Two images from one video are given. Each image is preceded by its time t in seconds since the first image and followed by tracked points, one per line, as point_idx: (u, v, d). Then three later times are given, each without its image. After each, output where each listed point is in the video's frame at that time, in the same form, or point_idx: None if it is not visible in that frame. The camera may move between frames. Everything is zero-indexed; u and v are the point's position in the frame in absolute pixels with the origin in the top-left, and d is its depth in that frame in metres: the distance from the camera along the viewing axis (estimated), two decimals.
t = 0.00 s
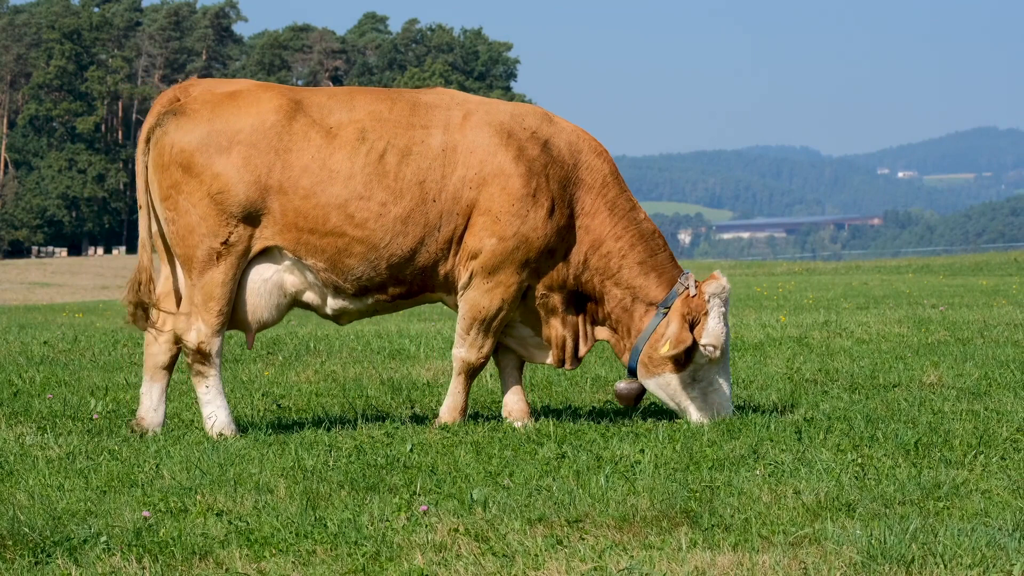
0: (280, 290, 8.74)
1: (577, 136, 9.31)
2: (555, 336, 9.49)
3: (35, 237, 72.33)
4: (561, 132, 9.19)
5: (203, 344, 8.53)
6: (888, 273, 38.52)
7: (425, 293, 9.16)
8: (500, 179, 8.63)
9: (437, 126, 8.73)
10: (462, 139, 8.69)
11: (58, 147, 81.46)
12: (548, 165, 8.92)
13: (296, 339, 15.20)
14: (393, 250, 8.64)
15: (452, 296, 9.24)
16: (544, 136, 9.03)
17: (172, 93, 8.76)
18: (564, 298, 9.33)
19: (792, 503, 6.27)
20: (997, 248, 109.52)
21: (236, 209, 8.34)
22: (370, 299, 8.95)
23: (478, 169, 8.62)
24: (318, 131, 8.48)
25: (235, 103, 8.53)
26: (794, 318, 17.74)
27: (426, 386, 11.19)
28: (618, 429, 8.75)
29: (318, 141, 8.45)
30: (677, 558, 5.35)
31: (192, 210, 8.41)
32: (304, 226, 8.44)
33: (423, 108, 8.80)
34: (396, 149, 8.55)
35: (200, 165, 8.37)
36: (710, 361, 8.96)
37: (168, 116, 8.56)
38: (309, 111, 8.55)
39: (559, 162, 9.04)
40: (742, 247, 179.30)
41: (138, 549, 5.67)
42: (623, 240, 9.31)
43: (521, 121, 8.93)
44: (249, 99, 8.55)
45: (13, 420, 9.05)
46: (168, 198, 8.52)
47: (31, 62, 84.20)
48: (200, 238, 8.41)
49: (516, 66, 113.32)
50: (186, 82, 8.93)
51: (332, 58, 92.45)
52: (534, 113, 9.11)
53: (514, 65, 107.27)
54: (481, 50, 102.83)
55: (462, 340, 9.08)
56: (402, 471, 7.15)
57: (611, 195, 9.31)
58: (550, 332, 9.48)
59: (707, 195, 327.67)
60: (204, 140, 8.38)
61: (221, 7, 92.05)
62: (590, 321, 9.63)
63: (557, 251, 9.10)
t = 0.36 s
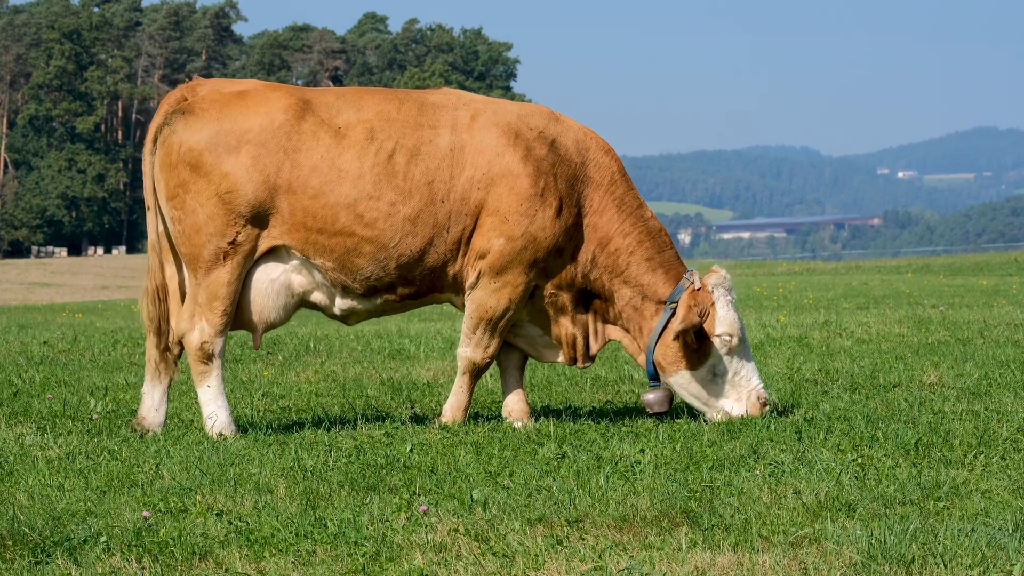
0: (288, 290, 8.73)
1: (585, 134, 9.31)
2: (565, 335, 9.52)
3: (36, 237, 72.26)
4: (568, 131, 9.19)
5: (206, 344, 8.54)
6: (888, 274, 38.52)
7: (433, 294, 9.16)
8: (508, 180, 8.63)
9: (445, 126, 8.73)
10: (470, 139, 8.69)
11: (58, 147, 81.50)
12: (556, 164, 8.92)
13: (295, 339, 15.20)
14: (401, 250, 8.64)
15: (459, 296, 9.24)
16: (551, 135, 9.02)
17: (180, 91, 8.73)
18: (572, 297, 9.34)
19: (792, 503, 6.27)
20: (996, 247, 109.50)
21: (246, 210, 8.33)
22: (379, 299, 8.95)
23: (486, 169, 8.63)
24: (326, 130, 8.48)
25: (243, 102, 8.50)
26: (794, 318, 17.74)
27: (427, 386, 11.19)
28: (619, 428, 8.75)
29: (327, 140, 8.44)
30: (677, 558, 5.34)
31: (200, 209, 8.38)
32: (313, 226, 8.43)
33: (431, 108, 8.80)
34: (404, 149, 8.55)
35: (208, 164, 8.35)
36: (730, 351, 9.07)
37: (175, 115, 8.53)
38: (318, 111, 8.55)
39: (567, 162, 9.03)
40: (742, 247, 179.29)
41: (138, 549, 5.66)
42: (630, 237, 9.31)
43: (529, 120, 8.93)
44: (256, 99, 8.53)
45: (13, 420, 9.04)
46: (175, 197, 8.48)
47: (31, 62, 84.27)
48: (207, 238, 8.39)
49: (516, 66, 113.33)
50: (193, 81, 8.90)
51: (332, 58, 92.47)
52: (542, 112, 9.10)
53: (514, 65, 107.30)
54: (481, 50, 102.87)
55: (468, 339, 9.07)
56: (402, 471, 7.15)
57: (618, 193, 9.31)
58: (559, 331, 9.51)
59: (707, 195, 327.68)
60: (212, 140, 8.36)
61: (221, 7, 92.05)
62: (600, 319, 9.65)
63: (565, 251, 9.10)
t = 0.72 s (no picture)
0: (294, 290, 8.72)
1: (591, 135, 9.31)
2: (564, 337, 9.54)
3: (36, 237, 72.17)
4: (574, 131, 9.18)
5: (209, 344, 8.56)
6: (888, 274, 38.53)
7: (439, 294, 9.16)
8: (513, 181, 8.64)
9: (451, 126, 8.74)
10: (476, 140, 8.70)
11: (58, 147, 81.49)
12: (561, 166, 8.93)
13: (296, 339, 15.19)
14: (407, 250, 8.64)
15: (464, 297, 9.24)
16: (557, 137, 9.02)
17: (187, 91, 8.74)
18: (572, 300, 9.35)
19: (792, 503, 6.27)
20: (997, 247, 109.51)
21: (251, 211, 8.34)
22: (384, 300, 8.96)
23: (492, 171, 8.63)
24: (334, 130, 8.49)
25: (251, 103, 8.52)
26: (794, 318, 17.74)
27: (427, 386, 11.19)
28: (619, 428, 8.75)
29: (335, 140, 8.45)
30: (677, 558, 5.35)
31: (206, 209, 8.38)
32: (319, 226, 8.43)
33: (438, 108, 8.81)
34: (412, 148, 8.56)
35: (215, 164, 8.35)
36: (717, 366, 8.88)
37: (183, 115, 8.53)
38: (325, 111, 8.55)
39: (572, 162, 9.04)
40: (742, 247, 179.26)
41: (138, 549, 5.67)
42: (629, 243, 9.28)
43: (535, 121, 8.94)
44: (264, 99, 8.54)
45: (13, 420, 9.05)
46: (181, 197, 8.48)
47: (31, 62, 84.28)
48: (212, 238, 8.40)
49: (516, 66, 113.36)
50: (200, 80, 8.91)
51: (332, 58, 92.47)
52: (547, 113, 9.10)
53: (515, 65, 107.29)
54: (480, 50, 102.86)
55: (469, 338, 9.06)
56: (402, 471, 7.15)
57: (620, 197, 9.30)
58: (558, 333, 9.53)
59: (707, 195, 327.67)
60: (219, 140, 8.37)
61: (221, 7, 92.09)
62: (599, 322, 9.62)
63: (568, 252, 9.10)
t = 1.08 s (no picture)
0: (297, 290, 8.73)
1: (594, 133, 9.30)
2: (572, 335, 9.56)
3: (36, 237, 72.10)
4: (577, 130, 9.17)
5: (210, 344, 8.58)
6: (888, 274, 38.52)
7: (443, 294, 9.17)
8: (517, 181, 8.63)
9: (454, 125, 8.73)
10: (479, 140, 8.69)
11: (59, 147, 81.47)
12: (565, 165, 8.92)
13: (296, 339, 15.19)
14: (411, 250, 8.64)
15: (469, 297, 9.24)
16: (560, 136, 9.01)
17: (191, 91, 8.74)
18: (579, 299, 9.36)
19: (792, 503, 6.27)
20: (997, 248, 109.47)
21: (254, 211, 8.34)
22: (388, 300, 8.96)
23: (495, 171, 8.63)
24: (338, 130, 8.49)
25: (255, 102, 8.52)
26: (794, 318, 17.73)
27: (427, 386, 11.19)
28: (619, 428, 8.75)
29: (338, 140, 8.45)
30: (677, 558, 5.35)
31: (210, 209, 8.38)
32: (323, 226, 8.43)
33: (442, 108, 8.80)
34: (415, 148, 8.56)
35: (219, 164, 8.35)
36: (717, 347, 8.78)
37: (186, 115, 8.54)
38: (329, 110, 8.55)
39: (575, 161, 9.03)
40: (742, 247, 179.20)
41: (138, 549, 5.67)
42: (634, 236, 9.28)
43: (538, 121, 8.93)
44: (268, 99, 8.54)
45: (13, 420, 9.05)
46: (185, 197, 8.48)
47: (31, 63, 84.28)
48: (215, 238, 8.39)
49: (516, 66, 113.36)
50: (204, 81, 8.91)
51: (332, 57, 92.44)
52: (550, 113, 9.09)
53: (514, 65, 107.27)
54: (481, 50, 102.86)
55: (473, 339, 9.07)
56: (402, 471, 7.15)
57: (624, 192, 9.30)
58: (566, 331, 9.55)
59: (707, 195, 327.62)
60: (222, 140, 8.37)
61: (221, 7, 92.10)
62: (608, 318, 9.62)
63: (573, 251, 9.10)
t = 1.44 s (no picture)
0: (302, 290, 8.71)
1: (595, 134, 9.27)
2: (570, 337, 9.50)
3: (36, 237, 72.04)
4: (579, 131, 9.14)
5: (211, 344, 8.58)
6: (888, 274, 38.53)
7: (445, 294, 9.16)
8: (519, 182, 8.63)
9: (457, 125, 8.73)
10: (481, 140, 8.68)
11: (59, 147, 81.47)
12: (565, 166, 8.90)
13: (296, 339, 15.20)
14: (413, 250, 8.64)
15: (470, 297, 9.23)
16: (562, 136, 8.98)
17: (196, 91, 8.77)
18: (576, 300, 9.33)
19: (792, 503, 6.27)
20: (997, 248, 109.46)
21: (257, 211, 8.34)
22: (391, 300, 8.95)
23: (497, 171, 8.63)
24: (342, 130, 8.50)
25: (260, 103, 8.54)
26: (794, 318, 17.73)
27: (427, 386, 11.19)
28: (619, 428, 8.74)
29: (343, 140, 8.46)
30: (677, 558, 5.35)
31: (213, 210, 8.40)
32: (326, 226, 8.43)
33: (445, 107, 8.80)
34: (418, 149, 8.57)
35: (224, 164, 8.38)
36: (698, 370, 8.74)
37: (192, 115, 8.57)
38: (333, 110, 8.56)
39: (576, 162, 9.01)
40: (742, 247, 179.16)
41: (138, 549, 5.67)
42: (628, 242, 9.25)
43: (540, 121, 8.90)
44: (273, 99, 8.56)
45: (13, 421, 9.05)
46: (190, 197, 8.50)
47: (31, 63, 84.30)
48: (218, 238, 8.40)
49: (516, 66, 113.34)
50: (209, 81, 8.94)
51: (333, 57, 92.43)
52: (552, 113, 9.07)
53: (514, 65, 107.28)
54: (481, 50, 102.88)
55: (476, 339, 9.06)
56: (402, 471, 7.15)
57: (622, 196, 9.27)
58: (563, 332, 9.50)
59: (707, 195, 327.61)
60: (227, 140, 8.39)
61: (221, 7, 92.23)
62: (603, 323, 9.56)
63: (572, 253, 9.08)
